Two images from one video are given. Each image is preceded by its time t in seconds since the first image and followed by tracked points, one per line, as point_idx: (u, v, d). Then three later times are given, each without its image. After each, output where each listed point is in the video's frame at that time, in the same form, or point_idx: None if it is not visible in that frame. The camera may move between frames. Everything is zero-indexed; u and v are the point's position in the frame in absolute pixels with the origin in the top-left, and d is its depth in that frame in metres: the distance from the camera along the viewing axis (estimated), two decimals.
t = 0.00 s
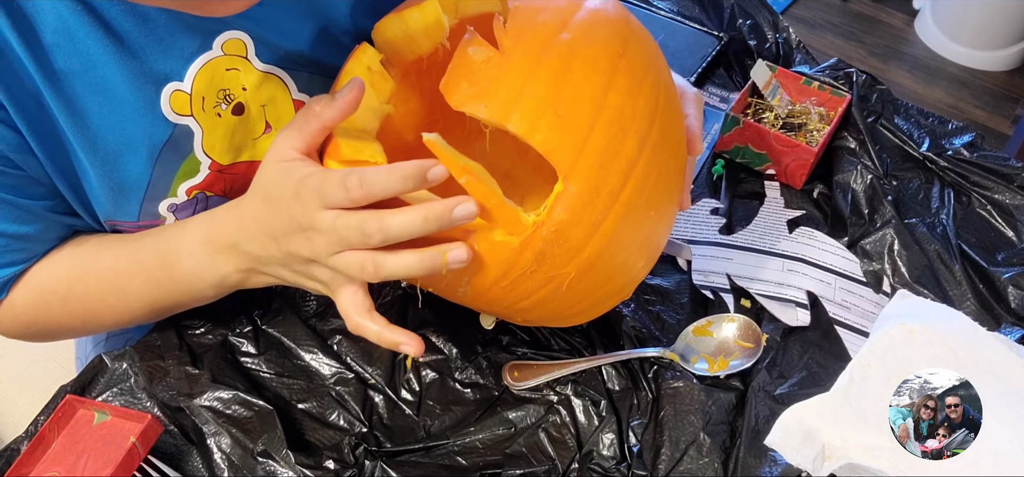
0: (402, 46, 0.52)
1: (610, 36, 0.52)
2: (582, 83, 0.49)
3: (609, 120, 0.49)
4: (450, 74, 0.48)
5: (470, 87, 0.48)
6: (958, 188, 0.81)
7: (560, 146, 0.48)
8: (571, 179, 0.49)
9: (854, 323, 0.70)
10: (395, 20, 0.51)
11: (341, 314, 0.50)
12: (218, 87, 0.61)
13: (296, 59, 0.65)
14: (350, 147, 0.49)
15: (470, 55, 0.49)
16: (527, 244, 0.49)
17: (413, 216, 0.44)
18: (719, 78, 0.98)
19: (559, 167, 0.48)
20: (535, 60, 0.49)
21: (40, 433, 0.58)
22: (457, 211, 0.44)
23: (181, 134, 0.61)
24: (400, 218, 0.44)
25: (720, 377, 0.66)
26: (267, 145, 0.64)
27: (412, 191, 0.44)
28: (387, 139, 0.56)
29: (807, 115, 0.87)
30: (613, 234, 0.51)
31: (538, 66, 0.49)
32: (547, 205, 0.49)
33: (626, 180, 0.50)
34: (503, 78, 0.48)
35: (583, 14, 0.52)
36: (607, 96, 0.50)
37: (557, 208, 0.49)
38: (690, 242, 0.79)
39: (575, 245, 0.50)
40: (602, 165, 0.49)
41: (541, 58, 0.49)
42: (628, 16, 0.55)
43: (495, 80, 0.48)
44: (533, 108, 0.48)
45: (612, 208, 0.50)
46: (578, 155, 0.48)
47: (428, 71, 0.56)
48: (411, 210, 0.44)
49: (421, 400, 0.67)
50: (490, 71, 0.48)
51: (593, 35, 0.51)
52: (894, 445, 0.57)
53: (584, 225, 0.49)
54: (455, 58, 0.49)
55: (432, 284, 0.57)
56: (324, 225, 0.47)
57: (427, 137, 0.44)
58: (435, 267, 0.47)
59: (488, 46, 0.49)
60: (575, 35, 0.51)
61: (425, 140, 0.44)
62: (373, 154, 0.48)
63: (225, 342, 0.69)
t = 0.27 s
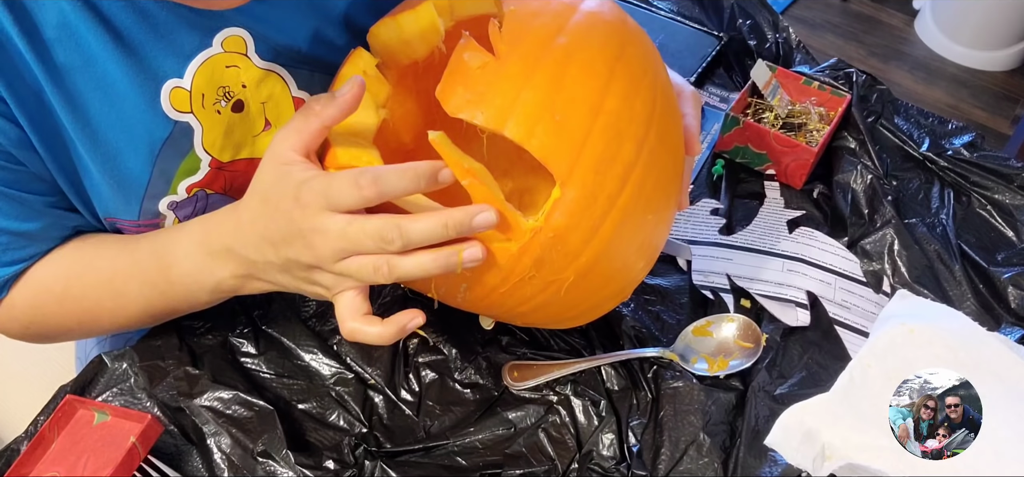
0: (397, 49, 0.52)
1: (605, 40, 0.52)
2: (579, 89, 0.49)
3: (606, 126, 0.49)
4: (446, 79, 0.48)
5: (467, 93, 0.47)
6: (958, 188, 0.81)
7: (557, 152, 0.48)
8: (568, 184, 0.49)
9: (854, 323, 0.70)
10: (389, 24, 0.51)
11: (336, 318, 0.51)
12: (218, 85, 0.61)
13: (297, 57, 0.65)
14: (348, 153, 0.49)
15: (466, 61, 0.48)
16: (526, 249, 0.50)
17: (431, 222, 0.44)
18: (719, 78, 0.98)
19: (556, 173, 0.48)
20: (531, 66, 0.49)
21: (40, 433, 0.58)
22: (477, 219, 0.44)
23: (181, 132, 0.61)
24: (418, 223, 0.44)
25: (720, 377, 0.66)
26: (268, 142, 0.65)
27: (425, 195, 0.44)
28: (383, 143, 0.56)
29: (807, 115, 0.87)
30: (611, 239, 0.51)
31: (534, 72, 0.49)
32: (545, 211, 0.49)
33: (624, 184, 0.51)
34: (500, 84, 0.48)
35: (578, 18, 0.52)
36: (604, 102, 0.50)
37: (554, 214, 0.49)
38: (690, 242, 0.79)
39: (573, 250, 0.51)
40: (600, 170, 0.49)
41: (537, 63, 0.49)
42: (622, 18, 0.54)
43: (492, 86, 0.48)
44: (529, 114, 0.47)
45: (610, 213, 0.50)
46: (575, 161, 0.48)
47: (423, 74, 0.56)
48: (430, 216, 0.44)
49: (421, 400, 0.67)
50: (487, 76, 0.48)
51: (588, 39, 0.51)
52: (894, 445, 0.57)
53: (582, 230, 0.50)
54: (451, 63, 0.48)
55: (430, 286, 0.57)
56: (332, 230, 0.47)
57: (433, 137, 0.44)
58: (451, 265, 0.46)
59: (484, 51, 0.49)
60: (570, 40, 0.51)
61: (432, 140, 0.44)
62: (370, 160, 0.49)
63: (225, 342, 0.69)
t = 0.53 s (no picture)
0: (392, 51, 0.52)
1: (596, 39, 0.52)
2: (570, 89, 0.49)
3: (598, 125, 0.49)
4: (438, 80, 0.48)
5: (459, 94, 0.47)
6: (958, 188, 0.81)
7: (549, 152, 0.48)
8: (560, 184, 0.49)
9: (854, 323, 0.70)
10: (382, 27, 0.51)
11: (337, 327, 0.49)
12: (220, 81, 0.60)
13: (298, 56, 0.65)
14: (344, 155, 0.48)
15: (457, 62, 0.48)
16: (519, 249, 0.50)
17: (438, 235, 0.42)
18: (719, 78, 0.98)
19: (548, 172, 0.48)
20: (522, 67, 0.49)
21: (40, 433, 0.58)
22: (484, 228, 0.43)
23: (182, 128, 0.60)
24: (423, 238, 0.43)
25: (719, 377, 0.66)
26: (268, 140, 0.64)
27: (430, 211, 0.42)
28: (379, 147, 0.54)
29: (807, 115, 0.87)
30: (604, 238, 0.51)
31: (525, 73, 0.49)
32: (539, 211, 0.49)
33: (616, 183, 0.51)
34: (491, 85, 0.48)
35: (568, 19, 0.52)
36: (595, 101, 0.50)
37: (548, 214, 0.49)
38: (690, 243, 0.79)
39: (566, 250, 0.51)
40: (591, 170, 0.49)
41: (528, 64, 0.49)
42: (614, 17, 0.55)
43: (483, 86, 0.48)
44: (520, 115, 0.48)
45: (603, 212, 0.50)
46: (567, 161, 0.48)
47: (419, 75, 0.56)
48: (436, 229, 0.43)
49: (420, 401, 0.67)
50: (478, 77, 0.48)
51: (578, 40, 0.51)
52: (894, 445, 0.57)
53: (575, 229, 0.50)
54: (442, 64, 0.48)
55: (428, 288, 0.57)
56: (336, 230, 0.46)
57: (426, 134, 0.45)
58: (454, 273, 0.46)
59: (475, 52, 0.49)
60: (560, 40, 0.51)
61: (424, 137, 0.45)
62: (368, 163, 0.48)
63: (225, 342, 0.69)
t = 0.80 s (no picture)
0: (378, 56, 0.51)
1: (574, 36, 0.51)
2: (548, 88, 0.49)
3: (578, 123, 0.49)
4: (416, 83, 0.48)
5: (439, 96, 0.47)
6: (958, 188, 0.81)
7: (529, 152, 0.48)
8: (542, 182, 0.49)
9: (854, 323, 0.70)
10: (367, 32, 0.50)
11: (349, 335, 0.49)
12: (221, 77, 0.60)
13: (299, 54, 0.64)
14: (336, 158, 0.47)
15: (435, 65, 0.48)
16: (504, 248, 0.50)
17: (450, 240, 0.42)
18: (719, 78, 0.98)
19: (529, 172, 0.48)
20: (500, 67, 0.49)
21: (40, 433, 0.57)
22: (490, 230, 0.43)
23: (183, 123, 0.60)
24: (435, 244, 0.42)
25: (719, 377, 0.66)
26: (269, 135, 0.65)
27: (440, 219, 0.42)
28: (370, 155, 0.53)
29: (807, 115, 0.87)
30: (589, 236, 0.51)
31: (502, 74, 0.49)
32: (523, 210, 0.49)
33: (600, 179, 0.51)
34: (469, 87, 0.48)
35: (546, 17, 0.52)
36: (575, 99, 0.49)
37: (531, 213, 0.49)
38: (690, 243, 0.79)
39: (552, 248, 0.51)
40: (572, 168, 0.49)
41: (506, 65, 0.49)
42: (594, 12, 0.54)
43: (462, 88, 0.48)
44: (498, 116, 0.48)
45: (587, 209, 0.51)
46: (547, 160, 0.48)
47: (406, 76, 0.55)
48: (445, 235, 0.42)
49: (421, 401, 0.67)
50: (458, 79, 0.48)
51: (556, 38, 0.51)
52: (893, 445, 0.57)
53: (559, 227, 0.50)
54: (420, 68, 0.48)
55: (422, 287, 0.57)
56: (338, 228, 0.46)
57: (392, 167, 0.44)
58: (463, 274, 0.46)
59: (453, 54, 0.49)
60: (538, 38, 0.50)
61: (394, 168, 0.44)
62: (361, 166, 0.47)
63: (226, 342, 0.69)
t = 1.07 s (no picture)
0: (380, 58, 0.51)
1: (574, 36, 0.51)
2: (547, 88, 0.49)
3: (576, 123, 0.49)
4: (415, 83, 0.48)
5: (438, 96, 0.48)
6: (958, 188, 0.81)
7: (528, 152, 0.48)
8: (541, 182, 0.49)
9: (854, 323, 0.70)
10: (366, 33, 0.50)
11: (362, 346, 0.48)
12: (220, 73, 0.60)
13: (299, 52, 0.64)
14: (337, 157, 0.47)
15: (435, 66, 0.48)
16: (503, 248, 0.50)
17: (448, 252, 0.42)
18: (719, 78, 0.98)
19: (528, 173, 0.48)
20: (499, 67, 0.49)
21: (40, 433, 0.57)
22: (485, 235, 0.43)
23: (183, 119, 0.60)
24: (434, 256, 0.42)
25: (719, 377, 0.66)
26: (267, 133, 0.64)
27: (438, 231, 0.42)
28: (368, 155, 0.52)
29: (807, 115, 0.87)
30: (588, 236, 0.51)
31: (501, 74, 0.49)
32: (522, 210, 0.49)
33: (599, 179, 0.51)
34: (468, 87, 0.48)
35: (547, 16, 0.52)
36: (575, 99, 0.49)
37: (530, 213, 0.49)
38: (690, 243, 0.79)
39: (551, 247, 0.51)
40: (572, 168, 0.49)
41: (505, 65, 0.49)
42: (594, 12, 0.54)
43: (461, 87, 0.48)
44: (498, 115, 0.48)
45: (586, 209, 0.51)
46: (546, 160, 0.48)
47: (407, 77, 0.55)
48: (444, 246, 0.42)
49: (420, 402, 0.67)
50: (457, 78, 0.48)
51: (555, 37, 0.51)
52: (893, 445, 0.57)
53: (558, 226, 0.50)
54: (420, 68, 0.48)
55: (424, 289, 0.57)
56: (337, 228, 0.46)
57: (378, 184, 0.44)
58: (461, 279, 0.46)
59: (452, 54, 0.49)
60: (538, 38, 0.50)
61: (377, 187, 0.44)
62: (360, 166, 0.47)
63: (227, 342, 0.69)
